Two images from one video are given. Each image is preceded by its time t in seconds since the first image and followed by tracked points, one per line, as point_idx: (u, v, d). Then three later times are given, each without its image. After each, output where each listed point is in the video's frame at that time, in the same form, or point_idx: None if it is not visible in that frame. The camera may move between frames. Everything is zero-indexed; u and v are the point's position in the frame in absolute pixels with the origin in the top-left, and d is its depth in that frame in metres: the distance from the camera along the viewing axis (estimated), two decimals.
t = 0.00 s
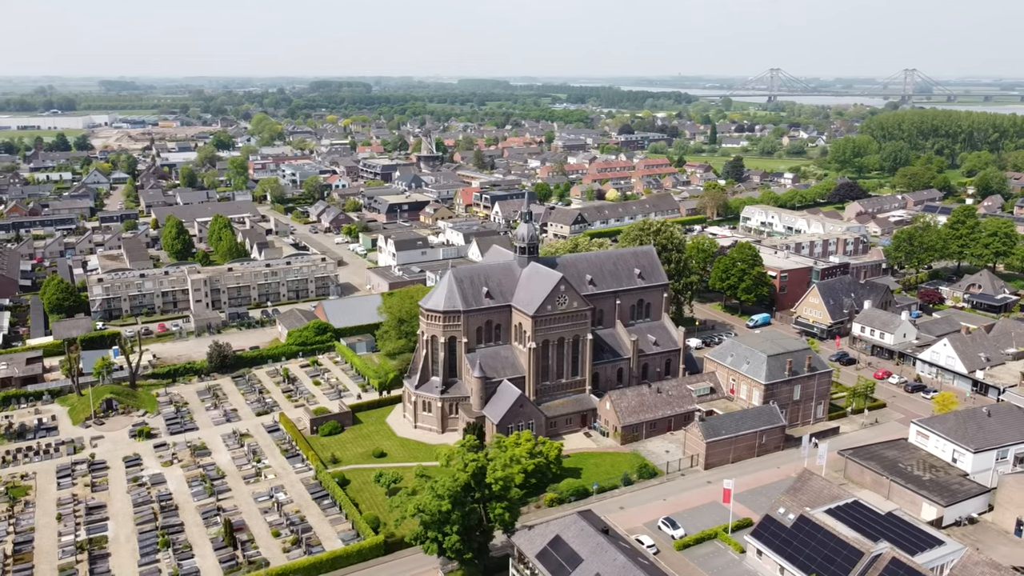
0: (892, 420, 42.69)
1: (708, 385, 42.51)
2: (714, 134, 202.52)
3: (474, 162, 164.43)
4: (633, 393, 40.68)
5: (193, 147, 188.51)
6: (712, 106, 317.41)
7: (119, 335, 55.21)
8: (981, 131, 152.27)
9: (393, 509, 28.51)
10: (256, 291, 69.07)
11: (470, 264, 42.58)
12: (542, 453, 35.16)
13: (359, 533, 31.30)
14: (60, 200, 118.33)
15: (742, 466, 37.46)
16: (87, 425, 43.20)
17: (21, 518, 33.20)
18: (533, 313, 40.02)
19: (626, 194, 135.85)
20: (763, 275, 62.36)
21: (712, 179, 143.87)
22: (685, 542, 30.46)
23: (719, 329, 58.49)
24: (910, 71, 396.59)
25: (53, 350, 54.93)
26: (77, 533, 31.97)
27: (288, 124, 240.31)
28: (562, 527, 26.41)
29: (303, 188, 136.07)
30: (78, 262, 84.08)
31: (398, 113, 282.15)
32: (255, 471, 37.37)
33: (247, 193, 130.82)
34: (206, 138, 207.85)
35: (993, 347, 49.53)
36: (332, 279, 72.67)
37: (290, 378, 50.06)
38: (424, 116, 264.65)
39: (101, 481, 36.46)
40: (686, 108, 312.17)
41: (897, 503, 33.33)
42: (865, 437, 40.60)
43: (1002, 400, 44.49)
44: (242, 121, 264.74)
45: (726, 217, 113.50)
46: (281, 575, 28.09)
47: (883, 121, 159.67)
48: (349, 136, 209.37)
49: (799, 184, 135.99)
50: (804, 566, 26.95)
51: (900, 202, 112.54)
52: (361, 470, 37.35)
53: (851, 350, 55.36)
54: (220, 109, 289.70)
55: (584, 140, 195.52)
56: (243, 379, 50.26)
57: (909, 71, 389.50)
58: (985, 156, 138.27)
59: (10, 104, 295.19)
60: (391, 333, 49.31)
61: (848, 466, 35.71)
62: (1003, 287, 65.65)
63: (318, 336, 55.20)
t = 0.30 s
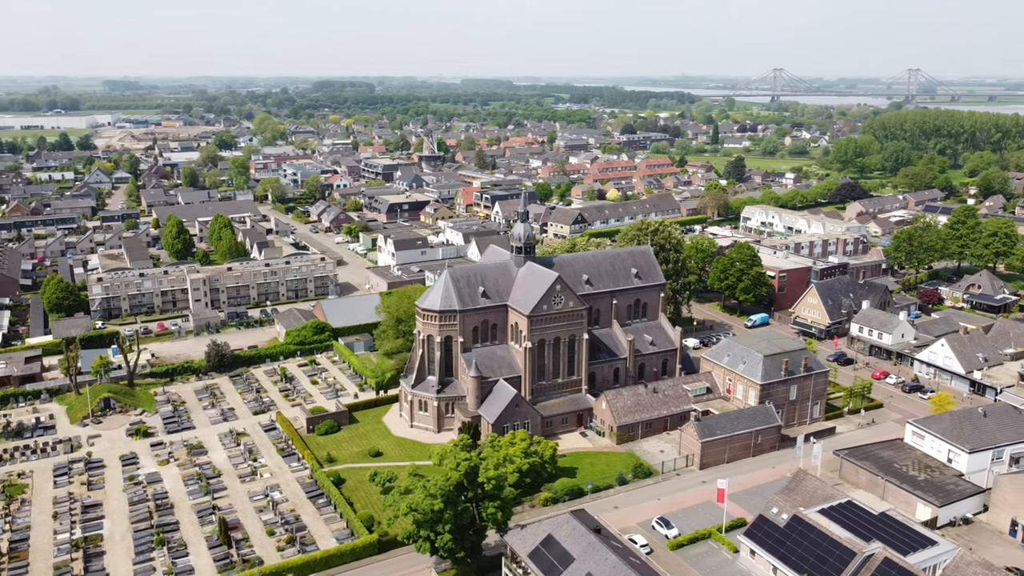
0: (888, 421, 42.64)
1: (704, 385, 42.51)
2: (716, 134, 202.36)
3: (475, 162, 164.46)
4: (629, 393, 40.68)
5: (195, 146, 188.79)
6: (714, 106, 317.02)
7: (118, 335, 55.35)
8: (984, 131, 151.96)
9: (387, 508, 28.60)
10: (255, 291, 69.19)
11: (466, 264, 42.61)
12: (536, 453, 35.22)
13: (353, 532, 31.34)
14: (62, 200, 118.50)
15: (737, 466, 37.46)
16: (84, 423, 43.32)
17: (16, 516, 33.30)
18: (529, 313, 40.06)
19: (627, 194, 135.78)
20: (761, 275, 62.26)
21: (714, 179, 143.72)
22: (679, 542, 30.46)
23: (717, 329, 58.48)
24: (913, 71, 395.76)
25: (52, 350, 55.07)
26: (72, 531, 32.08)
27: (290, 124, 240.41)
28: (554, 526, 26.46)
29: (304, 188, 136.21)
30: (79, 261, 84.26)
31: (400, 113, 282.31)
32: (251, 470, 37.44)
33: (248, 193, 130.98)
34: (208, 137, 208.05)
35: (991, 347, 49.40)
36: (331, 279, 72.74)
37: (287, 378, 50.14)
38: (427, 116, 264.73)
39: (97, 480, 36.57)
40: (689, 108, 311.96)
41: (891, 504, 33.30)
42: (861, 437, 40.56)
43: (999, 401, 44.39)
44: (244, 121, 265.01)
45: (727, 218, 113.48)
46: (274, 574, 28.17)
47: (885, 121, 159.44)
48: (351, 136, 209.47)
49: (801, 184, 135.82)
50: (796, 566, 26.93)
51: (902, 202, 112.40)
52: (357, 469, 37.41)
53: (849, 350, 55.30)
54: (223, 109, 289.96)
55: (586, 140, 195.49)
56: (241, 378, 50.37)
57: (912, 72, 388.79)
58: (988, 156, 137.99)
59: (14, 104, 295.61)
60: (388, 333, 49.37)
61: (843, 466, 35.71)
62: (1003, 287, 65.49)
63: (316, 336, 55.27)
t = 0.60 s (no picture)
0: (885, 421, 42.58)
1: (700, 385, 42.51)
2: (718, 134, 202.18)
3: (477, 162, 164.48)
4: (625, 393, 40.69)
5: (198, 146, 189.07)
6: (718, 106, 316.62)
7: (117, 333, 55.50)
8: (987, 131, 151.64)
9: (380, 506, 28.68)
10: (255, 290, 69.31)
11: (463, 263, 42.66)
12: (531, 452, 35.30)
13: (348, 531, 31.41)
14: (63, 199, 118.67)
15: (732, 466, 37.46)
16: (82, 422, 43.47)
17: (13, 515, 33.40)
18: (525, 312, 40.09)
19: (628, 194, 135.74)
20: (760, 275, 62.18)
21: (715, 179, 143.59)
22: (673, 542, 30.48)
23: (716, 329, 58.47)
24: (917, 71, 395.22)
25: (51, 349, 55.22)
26: (68, 530, 32.17)
27: (293, 124, 240.60)
28: (546, 526, 26.47)
29: (306, 188, 136.30)
30: (80, 261, 84.40)
31: (403, 113, 282.49)
32: (247, 469, 37.52)
33: (249, 193, 131.10)
34: (210, 137, 208.34)
35: (989, 347, 49.33)
36: (331, 278, 72.83)
37: (285, 377, 50.22)
38: (429, 116, 264.87)
39: (94, 478, 36.67)
40: (692, 108, 311.76)
41: (887, 504, 33.26)
42: (858, 437, 40.53)
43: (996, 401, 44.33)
44: (247, 121, 265.21)
45: (728, 218, 113.42)
46: (269, 572, 28.28)
47: (888, 121, 159.22)
48: (354, 136, 209.58)
49: (803, 184, 135.65)
50: (789, 566, 26.92)
51: (903, 202, 112.24)
52: (352, 468, 37.47)
53: (847, 350, 55.25)
54: (226, 109, 290.27)
55: (588, 140, 195.45)
56: (239, 377, 50.49)
57: (915, 72, 388.28)
58: (990, 156, 137.75)
59: (18, 104, 295.99)
60: (386, 332, 49.47)
61: (839, 466, 35.70)
62: (1003, 287, 65.35)
63: (314, 335, 55.37)
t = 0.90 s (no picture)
0: (882, 421, 42.53)
1: (697, 385, 42.52)
2: (721, 134, 202.00)
3: (478, 162, 164.53)
4: (622, 392, 40.69)
5: (200, 146, 189.36)
6: (721, 106, 316.06)
7: (116, 332, 55.66)
8: (989, 131, 151.39)
9: (374, 505, 28.75)
10: (254, 290, 69.44)
11: (459, 263, 42.70)
12: (527, 452, 35.39)
13: (342, 530, 31.47)
14: (66, 199, 118.91)
15: (728, 466, 37.47)
16: (80, 421, 43.59)
17: (9, 513, 33.49)
18: (521, 312, 40.13)
19: (629, 194, 135.73)
20: (759, 275, 62.13)
21: (717, 179, 143.51)
22: (666, 542, 30.49)
23: (714, 329, 58.50)
24: (921, 71, 394.41)
25: (51, 348, 55.44)
26: (64, 528, 32.26)
27: (295, 124, 240.79)
28: (539, 525, 26.50)
29: (307, 187, 136.37)
30: (81, 260, 84.56)
31: (406, 113, 282.61)
32: (243, 468, 37.61)
33: (251, 193, 131.26)
34: (213, 136, 208.59)
35: (988, 348, 49.23)
36: (330, 278, 72.94)
37: (283, 376, 50.30)
38: (432, 116, 264.92)
39: (90, 477, 36.75)
40: (695, 109, 311.43)
41: (881, 504, 33.24)
42: (854, 437, 40.51)
43: (994, 402, 44.27)
44: (250, 121, 265.47)
45: (729, 218, 113.37)
46: (262, 571, 28.37)
47: (890, 121, 159.01)
48: (356, 136, 209.74)
49: (804, 184, 135.57)
50: (781, 566, 26.92)
51: (905, 202, 112.11)
52: (348, 467, 37.54)
53: (846, 350, 55.20)
54: (230, 109, 290.54)
55: (590, 140, 195.35)
56: (237, 376, 50.60)
57: (919, 71, 387.54)
58: (992, 157, 137.47)
59: (22, 104, 296.45)
60: (385, 332, 49.56)
61: (834, 466, 35.68)
62: (1003, 288, 65.23)
63: (313, 335, 55.45)
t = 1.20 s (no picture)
0: (879, 422, 42.48)
1: (694, 385, 42.54)
2: (724, 134, 201.79)
3: (481, 162, 164.55)
4: (618, 392, 40.70)
5: (204, 146, 189.70)
6: (724, 106, 315.52)
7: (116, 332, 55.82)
8: (993, 132, 150.90)
9: (368, 504, 28.81)
10: (254, 289, 69.54)
11: (457, 263, 42.71)
12: (523, 451, 35.54)
13: (337, 529, 31.53)
14: (69, 198, 119.23)
15: (724, 466, 37.45)
16: (79, 420, 43.71)
17: (6, 511, 33.58)
18: (518, 312, 40.16)
19: (631, 194, 135.66)
20: (758, 275, 62.04)
21: (719, 179, 143.37)
22: (661, 542, 30.49)
23: (713, 329, 58.50)
24: (925, 71, 393.54)
25: (50, 347, 55.59)
26: (60, 526, 32.36)
27: (298, 123, 241.01)
28: (531, 525, 26.53)
29: (309, 187, 136.45)
30: (82, 260, 84.73)
31: (409, 113, 282.81)
32: (240, 467, 37.69)
33: (253, 193, 131.45)
34: (216, 136, 208.97)
35: (986, 349, 49.11)
36: (330, 277, 73.04)
37: (282, 375, 50.41)
38: (435, 116, 265.02)
39: (87, 475, 36.83)
40: (699, 109, 311.13)
41: (877, 505, 33.19)
42: (851, 438, 40.47)
43: (992, 403, 44.18)
44: (254, 121, 265.80)
45: (730, 218, 113.24)
46: (257, 570, 28.43)
47: (893, 121, 158.70)
48: (359, 136, 209.88)
49: (806, 184, 135.37)
50: (774, 566, 26.92)
51: (907, 203, 111.88)
52: (345, 466, 37.64)
53: (844, 351, 55.15)
54: (233, 109, 290.96)
55: (593, 140, 195.23)
56: (235, 376, 50.69)
57: (923, 71, 386.75)
58: (996, 157, 137.07)
59: (27, 104, 296.88)
60: (383, 331, 49.67)
61: (830, 467, 35.65)
62: (1003, 288, 65.14)
63: (312, 334, 55.57)
